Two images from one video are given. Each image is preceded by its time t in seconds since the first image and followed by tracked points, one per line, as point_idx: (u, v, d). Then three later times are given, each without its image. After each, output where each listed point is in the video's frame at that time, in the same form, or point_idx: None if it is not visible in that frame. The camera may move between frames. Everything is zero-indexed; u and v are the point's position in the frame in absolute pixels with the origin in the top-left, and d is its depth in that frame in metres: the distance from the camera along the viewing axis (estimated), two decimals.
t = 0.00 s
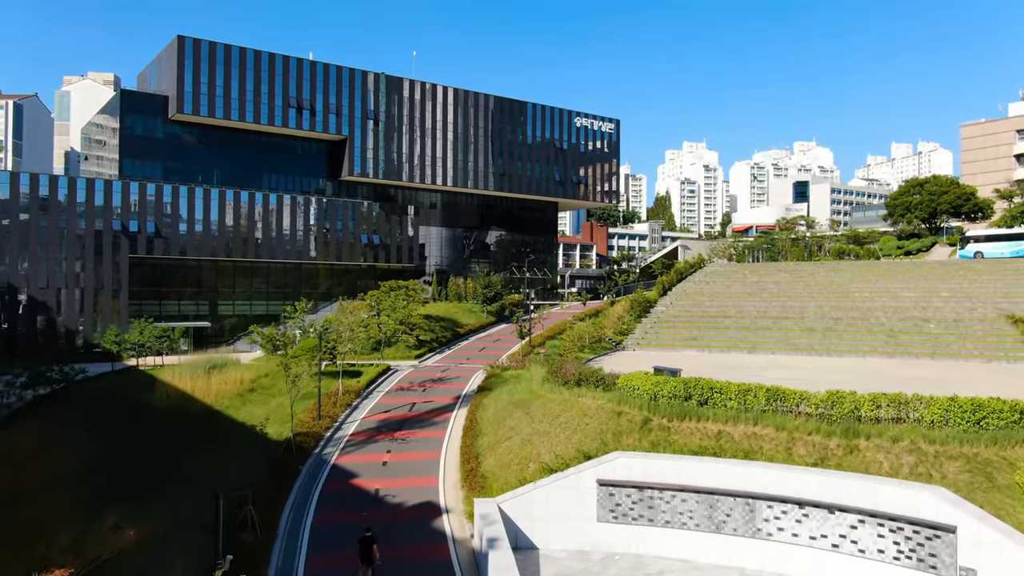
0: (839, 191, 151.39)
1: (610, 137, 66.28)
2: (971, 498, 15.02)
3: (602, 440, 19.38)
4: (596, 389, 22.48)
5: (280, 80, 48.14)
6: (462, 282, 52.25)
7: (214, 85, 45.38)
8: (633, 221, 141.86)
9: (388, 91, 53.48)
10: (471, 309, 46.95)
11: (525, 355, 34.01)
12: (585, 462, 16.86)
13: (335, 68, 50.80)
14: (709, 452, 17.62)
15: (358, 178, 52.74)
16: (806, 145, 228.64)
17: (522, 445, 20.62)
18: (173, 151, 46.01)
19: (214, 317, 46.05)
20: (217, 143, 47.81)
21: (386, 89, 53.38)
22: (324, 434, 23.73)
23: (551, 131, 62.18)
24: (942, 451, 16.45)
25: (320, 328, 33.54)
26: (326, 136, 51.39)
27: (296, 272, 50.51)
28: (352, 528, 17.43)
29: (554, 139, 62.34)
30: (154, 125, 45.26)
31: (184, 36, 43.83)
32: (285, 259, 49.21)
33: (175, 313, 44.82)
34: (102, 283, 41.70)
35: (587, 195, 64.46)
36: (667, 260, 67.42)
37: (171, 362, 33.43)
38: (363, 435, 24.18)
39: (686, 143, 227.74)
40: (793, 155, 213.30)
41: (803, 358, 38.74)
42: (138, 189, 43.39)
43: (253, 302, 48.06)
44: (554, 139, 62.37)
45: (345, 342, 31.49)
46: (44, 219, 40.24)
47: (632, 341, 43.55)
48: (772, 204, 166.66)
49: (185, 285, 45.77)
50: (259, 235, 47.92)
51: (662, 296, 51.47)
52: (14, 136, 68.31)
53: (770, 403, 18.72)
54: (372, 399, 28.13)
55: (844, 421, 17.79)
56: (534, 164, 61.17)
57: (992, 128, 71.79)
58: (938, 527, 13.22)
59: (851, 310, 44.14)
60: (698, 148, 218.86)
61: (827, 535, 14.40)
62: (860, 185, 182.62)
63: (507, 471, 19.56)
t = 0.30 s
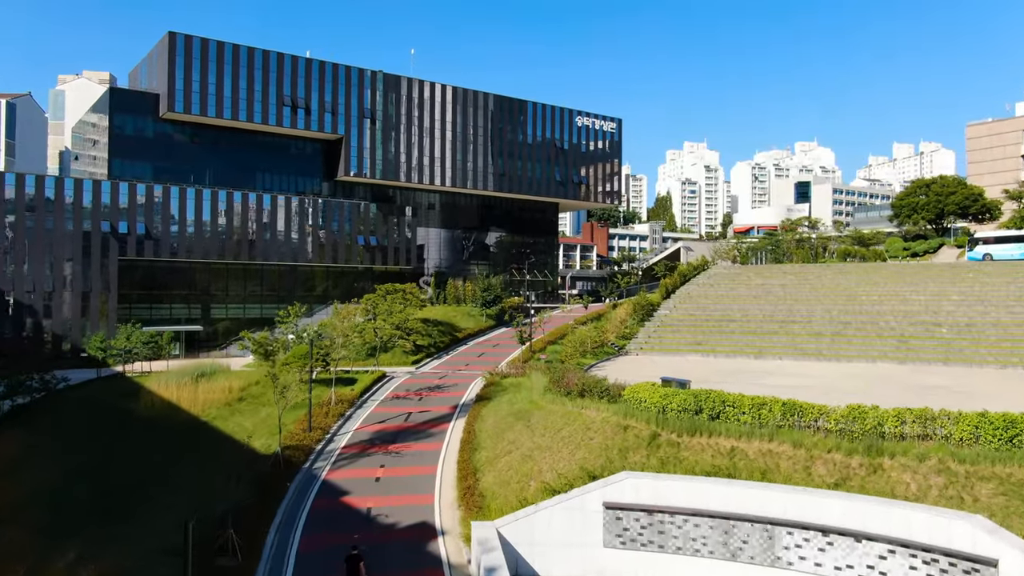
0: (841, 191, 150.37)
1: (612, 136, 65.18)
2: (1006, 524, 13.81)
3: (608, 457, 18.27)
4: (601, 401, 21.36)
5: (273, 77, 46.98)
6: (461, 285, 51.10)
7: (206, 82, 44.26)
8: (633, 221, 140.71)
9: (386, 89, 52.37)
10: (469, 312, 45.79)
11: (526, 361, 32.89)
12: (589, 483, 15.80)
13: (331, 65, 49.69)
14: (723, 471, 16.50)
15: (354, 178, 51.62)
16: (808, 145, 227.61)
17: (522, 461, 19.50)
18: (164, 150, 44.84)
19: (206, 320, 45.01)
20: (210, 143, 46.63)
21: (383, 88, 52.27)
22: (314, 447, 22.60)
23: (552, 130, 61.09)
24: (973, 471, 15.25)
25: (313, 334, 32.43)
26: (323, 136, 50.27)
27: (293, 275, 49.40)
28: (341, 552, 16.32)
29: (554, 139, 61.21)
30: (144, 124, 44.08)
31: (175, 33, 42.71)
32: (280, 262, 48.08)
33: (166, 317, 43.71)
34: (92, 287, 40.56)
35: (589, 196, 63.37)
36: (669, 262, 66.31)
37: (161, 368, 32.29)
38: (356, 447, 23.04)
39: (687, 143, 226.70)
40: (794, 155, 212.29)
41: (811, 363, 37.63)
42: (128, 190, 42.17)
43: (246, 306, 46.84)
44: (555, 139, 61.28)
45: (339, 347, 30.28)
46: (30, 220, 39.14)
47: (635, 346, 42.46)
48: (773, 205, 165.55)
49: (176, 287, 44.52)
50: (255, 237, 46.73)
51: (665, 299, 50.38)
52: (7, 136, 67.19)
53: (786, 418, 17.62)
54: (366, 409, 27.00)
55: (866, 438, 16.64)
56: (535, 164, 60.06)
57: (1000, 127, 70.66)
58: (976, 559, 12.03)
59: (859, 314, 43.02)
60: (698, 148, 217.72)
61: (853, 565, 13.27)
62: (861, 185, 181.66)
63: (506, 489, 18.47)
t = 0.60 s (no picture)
0: (843, 192, 149.39)
1: (613, 136, 64.05)
2: None
3: (615, 478, 17.16)
4: (607, 416, 20.23)
5: (267, 75, 45.82)
6: (460, 288, 49.91)
7: (198, 80, 43.13)
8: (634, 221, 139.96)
9: (383, 88, 51.24)
10: (468, 317, 44.61)
11: (526, 370, 31.76)
12: (595, 510, 14.70)
13: (327, 64, 48.56)
14: (739, 495, 15.32)
15: (350, 179, 50.46)
16: (809, 145, 226.57)
17: (524, 482, 18.37)
18: (155, 150, 43.61)
19: (198, 324, 43.96)
20: (203, 143, 45.44)
21: (380, 86, 51.12)
22: (305, 464, 21.48)
23: (552, 130, 59.98)
24: (1011, 497, 14.03)
25: (306, 342, 31.31)
26: (318, 136, 49.10)
27: (289, 279, 48.27)
28: None
29: (555, 139, 60.07)
30: (134, 123, 42.88)
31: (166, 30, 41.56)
32: (275, 265, 46.94)
33: (156, 322, 42.60)
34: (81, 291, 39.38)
35: (590, 197, 62.25)
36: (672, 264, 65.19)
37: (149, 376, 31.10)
38: (349, 463, 21.89)
39: (688, 143, 225.59)
40: (795, 155, 211.19)
41: (820, 370, 36.50)
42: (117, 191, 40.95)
43: (240, 310, 45.72)
44: (555, 140, 60.17)
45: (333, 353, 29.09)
46: (15, 221, 38.02)
47: (638, 353, 41.33)
48: (775, 206, 164.39)
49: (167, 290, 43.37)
50: (249, 239, 45.58)
51: (668, 302, 49.24)
52: None
53: (805, 437, 16.49)
54: (360, 421, 25.87)
55: (891, 460, 15.46)
56: (535, 165, 58.93)
57: (1007, 127, 69.56)
58: None
59: (869, 319, 41.89)
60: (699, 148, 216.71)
61: None
62: (863, 186, 180.67)
63: (506, 512, 17.35)
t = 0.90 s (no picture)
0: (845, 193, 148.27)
1: (616, 136, 62.92)
2: None
3: (623, 503, 16.03)
4: (613, 434, 19.11)
5: (260, 73, 44.64)
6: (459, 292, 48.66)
7: (189, 79, 41.98)
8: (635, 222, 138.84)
9: (381, 87, 50.08)
10: (468, 322, 43.47)
11: (527, 379, 30.64)
12: (606, 542, 13.55)
13: (323, 61, 47.40)
14: (759, 525, 14.17)
15: (347, 181, 49.28)
16: (810, 146, 225.47)
17: (526, 506, 17.26)
18: (146, 151, 42.47)
19: (190, 330, 42.76)
20: (195, 143, 44.27)
21: (378, 86, 49.96)
22: (294, 484, 20.36)
23: (553, 131, 58.86)
24: None
25: (300, 351, 30.22)
26: (314, 136, 47.94)
27: (284, 283, 47.14)
28: None
29: (556, 139, 58.94)
30: (124, 123, 41.74)
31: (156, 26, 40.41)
32: (269, 269, 45.79)
33: (147, 328, 41.39)
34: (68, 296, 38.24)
35: (592, 199, 61.12)
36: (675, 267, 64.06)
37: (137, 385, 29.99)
38: (341, 482, 20.77)
39: (689, 144, 224.51)
40: (796, 156, 210.07)
41: (830, 378, 35.35)
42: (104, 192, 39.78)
43: (232, 315, 44.52)
44: (556, 140, 59.03)
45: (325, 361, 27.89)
46: None
47: (642, 359, 40.24)
48: (777, 206, 163.18)
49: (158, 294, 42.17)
50: (242, 242, 44.45)
51: (673, 307, 48.14)
52: None
53: (829, 461, 15.32)
54: (354, 435, 24.77)
55: (924, 487, 14.25)
56: (535, 166, 57.78)
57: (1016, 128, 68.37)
58: None
59: (879, 325, 40.77)
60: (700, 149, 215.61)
61: None
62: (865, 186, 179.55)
63: (507, 540, 16.22)
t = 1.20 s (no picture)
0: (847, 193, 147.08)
1: (617, 136, 61.77)
2: None
3: (632, 534, 14.89)
4: (620, 455, 17.97)
5: (254, 72, 43.50)
6: (457, 297, 47.48)
7: (180, 78, 40.88)
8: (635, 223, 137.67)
9: (377, 87, 48.92)
10: (467, 328, 42.34)
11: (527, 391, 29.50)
12: None
13: (318, 60, 46.25)
14: (780, 562, 13.01)
15: (342, 183, 48.11)
16: (812, 145, 224.34)
17: (528, 534, 16.11)
18: (135, 152, 41.31)
19: (179, 336, 41.73)
20: (186, 144, 43.11)
21: (375, 85, 48.79)
22: (282, 506, 19.21)
23: (554, 131, 57.72)
24: None
25: (292, 360, 29.12)
26: (309, 137, 46.78)
27: (278, 287, 46.01)
28: None
29: (556, 140, 57.79)
30: (112, 123, 40.59)
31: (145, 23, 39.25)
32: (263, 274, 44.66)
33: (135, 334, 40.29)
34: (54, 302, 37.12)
35: (593, 200, 60.00)
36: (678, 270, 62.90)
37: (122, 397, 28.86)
38: (331, 503, 19.63)
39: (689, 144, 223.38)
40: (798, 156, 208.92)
41: (840, 387, 34.21)
42: (92, 194, 38.64)
43: (225, 320, 43.53)
44: (557, 140, 57.91)
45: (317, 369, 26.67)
46: None
47: (646, 367, 39.11)
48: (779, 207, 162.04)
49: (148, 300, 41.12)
50: (235, 244, 43.31)
51: (677, 311, 47.00)
52: None
53: (855, 489, 14.15)
54: (347, 451, 23.64)
55: (960, 518, 13.02)
56: (536, 167, 56.67)
57: None
58: None
59: (890, 331, 39.62)
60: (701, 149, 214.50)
61: None
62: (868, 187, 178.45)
63: (507, 572, 15.07)
